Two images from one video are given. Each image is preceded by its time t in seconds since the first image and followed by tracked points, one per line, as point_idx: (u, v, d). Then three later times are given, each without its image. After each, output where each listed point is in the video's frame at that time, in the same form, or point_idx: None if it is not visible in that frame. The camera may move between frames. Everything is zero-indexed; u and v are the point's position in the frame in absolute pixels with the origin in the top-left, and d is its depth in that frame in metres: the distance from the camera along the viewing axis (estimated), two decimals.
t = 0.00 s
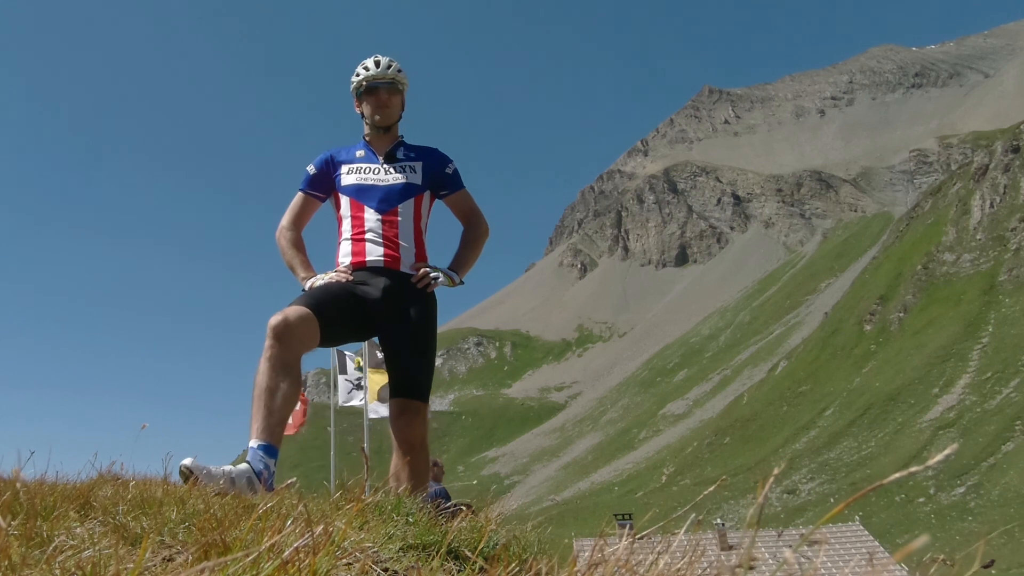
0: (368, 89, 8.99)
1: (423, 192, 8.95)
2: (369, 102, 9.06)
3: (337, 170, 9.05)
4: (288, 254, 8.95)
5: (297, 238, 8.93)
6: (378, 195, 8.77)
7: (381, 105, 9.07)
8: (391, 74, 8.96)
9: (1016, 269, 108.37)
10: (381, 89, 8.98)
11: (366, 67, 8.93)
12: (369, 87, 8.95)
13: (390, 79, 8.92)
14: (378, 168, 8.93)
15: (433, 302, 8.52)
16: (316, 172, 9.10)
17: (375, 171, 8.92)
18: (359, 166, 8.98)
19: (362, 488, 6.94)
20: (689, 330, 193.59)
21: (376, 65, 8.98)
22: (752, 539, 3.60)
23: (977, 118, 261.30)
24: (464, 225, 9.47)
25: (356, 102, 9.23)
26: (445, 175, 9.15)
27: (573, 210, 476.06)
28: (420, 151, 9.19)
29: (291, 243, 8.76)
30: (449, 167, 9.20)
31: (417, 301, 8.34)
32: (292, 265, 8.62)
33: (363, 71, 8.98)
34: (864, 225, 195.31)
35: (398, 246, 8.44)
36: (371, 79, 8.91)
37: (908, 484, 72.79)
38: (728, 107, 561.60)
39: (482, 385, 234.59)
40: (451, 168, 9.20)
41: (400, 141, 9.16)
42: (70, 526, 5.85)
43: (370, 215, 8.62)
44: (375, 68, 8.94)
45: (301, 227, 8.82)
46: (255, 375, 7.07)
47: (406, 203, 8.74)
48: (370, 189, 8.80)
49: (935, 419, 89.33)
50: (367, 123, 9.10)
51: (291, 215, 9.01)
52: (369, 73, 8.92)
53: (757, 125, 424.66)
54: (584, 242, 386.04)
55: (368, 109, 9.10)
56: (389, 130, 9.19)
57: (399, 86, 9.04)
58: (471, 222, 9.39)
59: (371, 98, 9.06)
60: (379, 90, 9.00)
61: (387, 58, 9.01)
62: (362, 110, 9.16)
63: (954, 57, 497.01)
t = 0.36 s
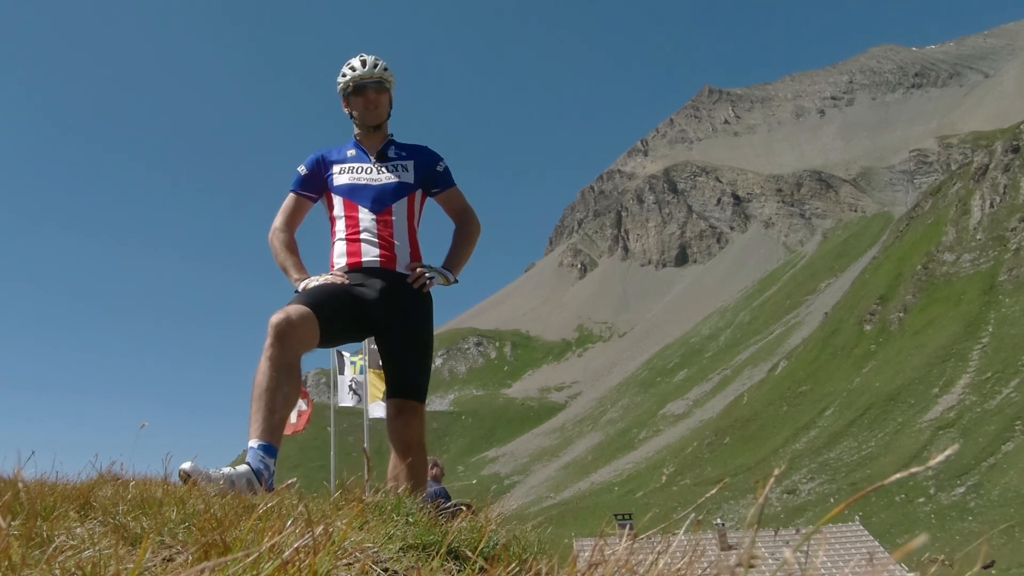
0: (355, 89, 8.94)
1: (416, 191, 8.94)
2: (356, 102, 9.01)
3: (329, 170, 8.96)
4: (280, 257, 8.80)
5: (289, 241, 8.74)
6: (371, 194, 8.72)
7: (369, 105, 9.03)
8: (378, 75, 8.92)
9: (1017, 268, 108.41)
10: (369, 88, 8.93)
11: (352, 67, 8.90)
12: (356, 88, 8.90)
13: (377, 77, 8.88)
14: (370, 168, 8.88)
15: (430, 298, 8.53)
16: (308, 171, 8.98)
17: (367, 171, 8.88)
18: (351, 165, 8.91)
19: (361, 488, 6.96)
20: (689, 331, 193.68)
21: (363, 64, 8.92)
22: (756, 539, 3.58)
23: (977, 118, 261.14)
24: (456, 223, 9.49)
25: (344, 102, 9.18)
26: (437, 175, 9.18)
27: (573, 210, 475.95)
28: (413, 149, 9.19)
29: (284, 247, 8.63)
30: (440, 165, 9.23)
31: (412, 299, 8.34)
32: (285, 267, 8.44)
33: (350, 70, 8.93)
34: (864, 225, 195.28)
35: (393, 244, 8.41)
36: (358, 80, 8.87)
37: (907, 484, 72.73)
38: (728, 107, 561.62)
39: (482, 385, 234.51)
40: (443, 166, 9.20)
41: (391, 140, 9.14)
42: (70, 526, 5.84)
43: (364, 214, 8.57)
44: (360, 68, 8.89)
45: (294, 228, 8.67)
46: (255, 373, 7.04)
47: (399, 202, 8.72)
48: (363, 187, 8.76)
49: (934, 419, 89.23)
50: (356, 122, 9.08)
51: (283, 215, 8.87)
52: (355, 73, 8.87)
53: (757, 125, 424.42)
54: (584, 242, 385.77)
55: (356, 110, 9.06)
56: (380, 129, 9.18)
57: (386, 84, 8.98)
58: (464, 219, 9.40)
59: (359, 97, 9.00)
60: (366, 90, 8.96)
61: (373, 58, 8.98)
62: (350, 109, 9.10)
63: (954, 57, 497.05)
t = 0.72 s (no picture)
0: (352, 86, 8.91)
1: (415, 189, 8.93)
2: (352, 101, 8.99)
3: (326, 171, 8.94)
4: (279, 261, 8.76)
5: (288, 244, 8.71)
6: (370, 194, 8.68)
7: (367, 103, 9.00)
8: (375, 72, 8.91)
9: (1016, 269, 108.64)
10: (366, 87, 8.92)
11: (350, 66, 8.90)
12: (354, 86, 8.89)
13: (373, 76, 8.90)
14: (369, 168, 8.85)
15: (431, 299, 8.54)
16: (304, 172, 8.93)
17: (365, 170, 8.84)
18: (349, 165, 8.89)
19: (362, 488, 6.95)
20: (689, 330, 193.86)
21: (361, 62, 8.93)
22: (756, 536, 3.59)
23: (977, 118, 261.32)
24: (455, 219, 9.50)
25: (339, 102, 9.15)
26: (434, 171, 9.19)
27: (573, 210, 476.00)
28: (410, 147, 9.16)
29: (285, 251, 8.57)
30: (437, 161, 9.23)
31: (415, 301, 8.34)
32: (286, 273, 8.43)
33: (346, 69, 8.92)
34: (864, 225, 195.50)
35: (392, 244, 8.39)
36: (355, 77, 8.84)
37: (907, 484, 72.71)
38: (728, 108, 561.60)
39: (482, 386, 234.44)
40: (439, 163, 9.23)
41: (388, 139, 9.15)
42: (71, 525, 5.85)
43: (364, 216, 8.54)
44: (358, 66, 8.89)
45: (295, 231, 8.63)
46: (260, 378, 7.05)
47: (398, 202, 8.70)
48: (362, 189, 8.73)
49: (934, 419, 89.29)
50: (352, 121, 9.03)
51: (282, 217, 8.83)
52: (354, 69, 8.85)
53: (757, 125, 424.61)
54: (585, 242, 385.54)
55: (352, 108, 9.03)
56: (378, 128, 9.18)
57: (382, 82, 8.98)
58: (460, 216, 9.43)
59: (355, 95, 8.97)
60: (364, 87, 8.95)
61: (371, 56, 8.99)
62: (346, 109, 9.08)
63: (954, 57, 497.48)
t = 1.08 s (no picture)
0: (352, 87, 8.92)
1: (414, 187, 8.92)
2: (351, 102, 9.01)
3: (325, 170, 8.94)
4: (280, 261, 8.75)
5: (288, 244, 8.72)
6: (369, 192, 8.69)
7: (367, 104, 9.01)
8: (373, 74, 8.93)
9: (1016, 268, 108.57)
10: (365, 89, 8.93)
11: (349, 67, 8.89)
12: (354, 86, 8.89)
13: (373, 77, 8.88)
14: (369, 166, 8.87)
15: (430, 298, 8.53)
16: (304, 172, 8.94)
17: (363, 170, 8.85)
18: (348, 164, 8.91)
19: (361, 488, 6.94)
20: (688, 330, 193.94)
21: (360, 64, 8.94)
22: (756, 539, 3.58)
23: (977, 118, 261.20)
24: (455, 216, 9.50)
25: (338, 102, 9.16)
26: (433, 169, 9.19)
27: (574, 211, 476.07)
28: (408, 146, 9.18)
29: (284, 251, 8.57)
30: (436, 159, 9.25)
31: (413, 302, 8.33)
32: (285, 274, 8.43)
33: (345, 70, 8.91)
34: (864, 225, 195.57)
35: (390, 245, 8.40)
36: (354, 78, 8.86)
37: (907, 484, 72.63)
38: (728, 108, 561.66)
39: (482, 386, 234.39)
40: (438, 161, 9.24)
41: (387, 137, 9.14)
42: (72, 525, 5.86)
43: (364, 214, 8.55)
44: (358, 66, 8.88)
45: (295, 232, 8.63)
46: (259, 377, 7.05)
47: (397, 199, 8.72)
48: (361, 186, 8.73)
49: (934, 419, 89.25)
50: (351, 121, 9.05)
51: (282, 218, 8.83)
52: (353, 71, 8.85)
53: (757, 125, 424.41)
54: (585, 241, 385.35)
55: (351, 108, 9.04)
56: (376, 128, 9.17)
57: (381, 84, 8.98)
58: (460, 213, 9.41)
59: (355, 96, 8.98)
60: (363, 88, 8.94)
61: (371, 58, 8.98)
62: (344, 111, 9.09)
63: (954, 57, 497.36)
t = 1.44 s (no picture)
0: (353, 91, 8.94)
1: (414, 188, 8.92)
2: (353, 103, 9.01)
3: (325, 172, 8.96)
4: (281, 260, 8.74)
5: (290, 244, 8.70)
6: (367, 193, 8.71)
7: (367, 107, 9.02)
8: (375, 78, 8.92)
9: (1016, 268, 108.69)
10: (366, 92, 8.94)
11: (352, 71, 8.90)
12: (355, 90, 8.90)
13: (375, 80, 8.87)
14: (369, 167, 8.88)
15: (429, 296, 8.49)
16: (305, 174, 8.96)
17: (364, 169, 8.86)
18: (348, 165, 8.92)
19: (361, 488, 6.92)
20: (688, 331, 193.88)
21: (361, 67, 8.92)
22: (755, 542, 3.57)
23: (977, 118, 261.15)
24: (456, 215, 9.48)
25: (340, 104, 9.18)
26: (433, 168, 9.19)
27: (574, 211, 475.74)
28: (408, 147, 9.17)
29: (285, 251, 8.54)
30: (436, 161, 9.24)
31: (412, 299, 8.34)
32: (285, 273, 8.40)
33: (348, 72, 8.92)
34: (864, 225, 195.61)
35: (390, 244, 8.37)
36: (356, 80, 8.86)
37: (907, 484, 72.62)
38: (727, 107, 561.44)
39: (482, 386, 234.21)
40: (438, 162, 9.23)
41: (387, 139, 9.13)
42: (70, 525, 5.85)
43: (363, 214, 8.55)
44: (359, 70, 8.89)
45: (295, 233, 8.59)
46: (257, 378, 7.03)
47: (398, 198, 8.71)
48: (360, 186, 8.73)
49: (934, 419, 89.24)
50: (352, 122, 9.05)
51: (283, 221, 8.82)
52: (354, 74, 8.85)
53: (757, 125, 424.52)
54: (585, 242, 385.16)
55: (353, 111, 9.06)
56: (377, 131, 9.15)
57: (382, 87, 8.97)
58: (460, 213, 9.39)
59: (356, 99, 9.01)
60: (364, 93, 8.98)
61: (373, 61, 8.94)
62: (346, 111, 9.11)
63: (954, 57, 497.54)
